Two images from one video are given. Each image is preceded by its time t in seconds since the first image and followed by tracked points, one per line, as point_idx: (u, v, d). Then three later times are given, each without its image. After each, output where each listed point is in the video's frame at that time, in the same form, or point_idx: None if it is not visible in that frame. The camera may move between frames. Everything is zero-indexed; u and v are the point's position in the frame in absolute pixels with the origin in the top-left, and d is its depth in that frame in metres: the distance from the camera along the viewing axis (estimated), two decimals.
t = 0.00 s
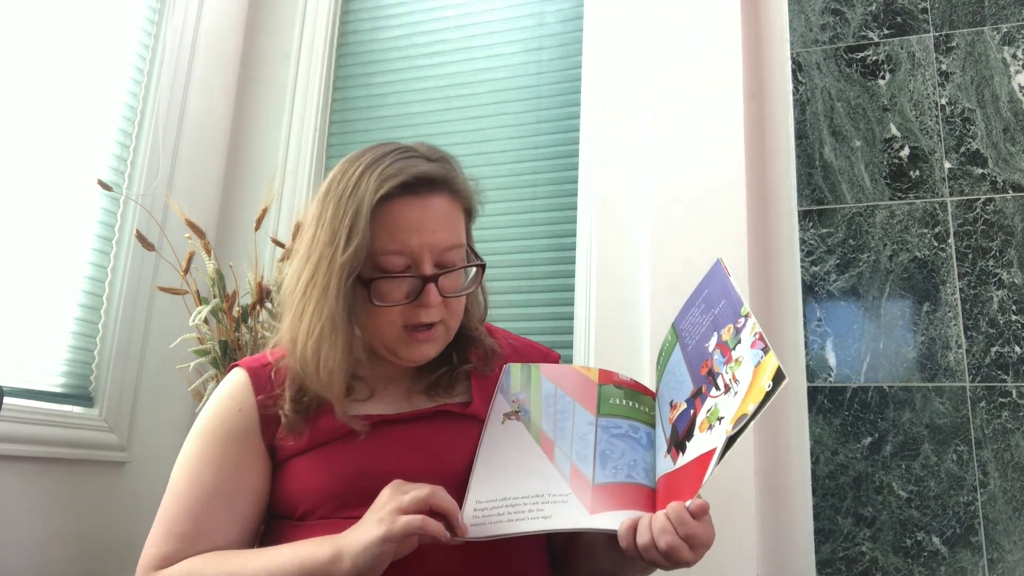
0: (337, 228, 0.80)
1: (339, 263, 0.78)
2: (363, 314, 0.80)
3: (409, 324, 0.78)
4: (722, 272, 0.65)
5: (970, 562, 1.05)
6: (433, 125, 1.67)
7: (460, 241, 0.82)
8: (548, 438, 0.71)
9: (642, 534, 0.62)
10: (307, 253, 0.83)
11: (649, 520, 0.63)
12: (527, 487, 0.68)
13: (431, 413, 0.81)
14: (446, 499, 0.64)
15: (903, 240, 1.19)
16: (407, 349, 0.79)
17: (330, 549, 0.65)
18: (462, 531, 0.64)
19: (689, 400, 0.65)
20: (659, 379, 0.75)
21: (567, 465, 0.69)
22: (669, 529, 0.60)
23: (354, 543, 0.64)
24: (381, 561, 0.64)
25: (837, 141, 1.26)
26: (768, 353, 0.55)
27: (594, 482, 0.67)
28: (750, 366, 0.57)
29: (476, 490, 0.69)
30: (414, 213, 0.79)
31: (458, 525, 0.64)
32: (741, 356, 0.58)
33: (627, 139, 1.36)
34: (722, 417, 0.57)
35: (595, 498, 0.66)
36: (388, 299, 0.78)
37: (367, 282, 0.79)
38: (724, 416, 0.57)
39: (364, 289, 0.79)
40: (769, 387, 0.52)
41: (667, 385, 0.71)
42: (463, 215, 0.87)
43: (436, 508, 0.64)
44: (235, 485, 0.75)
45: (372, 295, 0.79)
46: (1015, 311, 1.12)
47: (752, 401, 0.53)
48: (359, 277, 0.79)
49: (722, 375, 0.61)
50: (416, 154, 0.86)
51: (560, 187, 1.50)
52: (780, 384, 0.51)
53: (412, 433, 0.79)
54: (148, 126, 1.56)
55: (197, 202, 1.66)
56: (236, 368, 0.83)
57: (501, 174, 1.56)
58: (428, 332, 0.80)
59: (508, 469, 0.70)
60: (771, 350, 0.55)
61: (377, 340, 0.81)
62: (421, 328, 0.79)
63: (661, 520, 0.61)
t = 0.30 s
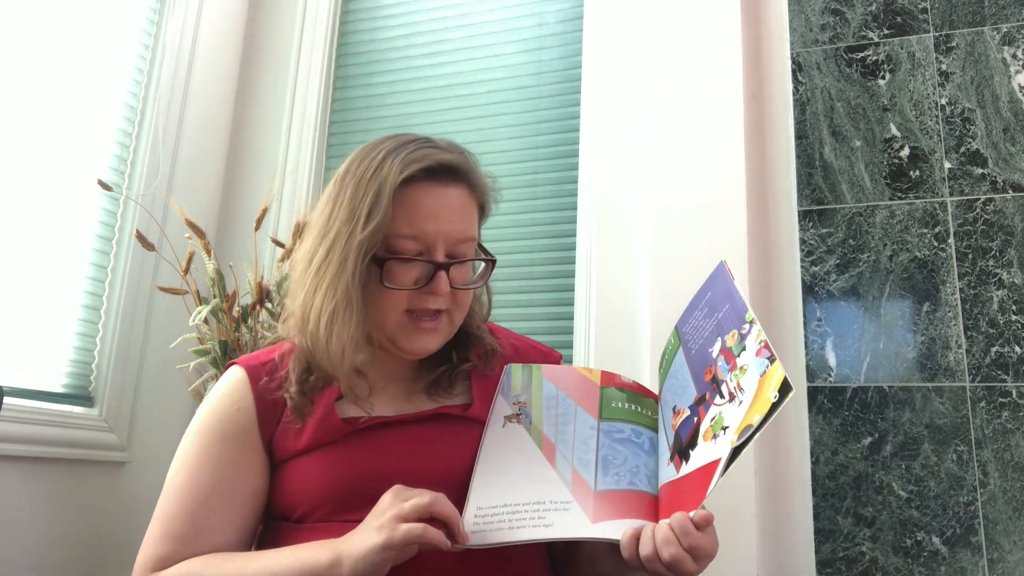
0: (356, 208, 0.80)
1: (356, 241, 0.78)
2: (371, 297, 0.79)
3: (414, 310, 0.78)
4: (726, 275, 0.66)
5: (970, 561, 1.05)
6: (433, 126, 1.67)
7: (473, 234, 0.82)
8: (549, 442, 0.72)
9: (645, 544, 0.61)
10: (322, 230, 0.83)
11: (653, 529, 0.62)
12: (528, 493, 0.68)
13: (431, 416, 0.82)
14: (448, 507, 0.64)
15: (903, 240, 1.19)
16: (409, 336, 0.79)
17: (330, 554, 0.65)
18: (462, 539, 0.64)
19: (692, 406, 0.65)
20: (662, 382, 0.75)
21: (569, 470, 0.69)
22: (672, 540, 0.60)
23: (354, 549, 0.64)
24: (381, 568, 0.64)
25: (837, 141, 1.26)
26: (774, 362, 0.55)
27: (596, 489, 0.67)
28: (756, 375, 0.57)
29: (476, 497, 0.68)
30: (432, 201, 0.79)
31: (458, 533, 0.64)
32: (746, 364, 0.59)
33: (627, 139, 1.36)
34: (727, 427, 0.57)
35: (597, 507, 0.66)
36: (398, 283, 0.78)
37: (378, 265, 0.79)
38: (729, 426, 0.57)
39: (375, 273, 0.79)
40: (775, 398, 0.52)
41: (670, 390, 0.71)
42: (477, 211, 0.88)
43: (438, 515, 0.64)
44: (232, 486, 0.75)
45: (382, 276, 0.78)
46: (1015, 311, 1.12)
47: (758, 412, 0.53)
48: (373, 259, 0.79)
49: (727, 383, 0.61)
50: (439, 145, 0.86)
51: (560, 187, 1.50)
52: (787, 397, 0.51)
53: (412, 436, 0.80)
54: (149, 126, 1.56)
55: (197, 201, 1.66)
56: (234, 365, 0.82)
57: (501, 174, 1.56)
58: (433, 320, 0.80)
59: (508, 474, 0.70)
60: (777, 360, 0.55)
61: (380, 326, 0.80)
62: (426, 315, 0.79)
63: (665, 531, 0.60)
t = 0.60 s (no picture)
0: (370, 206, 0.80)
1: (369, 239, 0.78)
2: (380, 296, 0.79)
3: (422, 311, 0.78)
4: (724, 277, 0.65)
5: (971, 562, 1.05)
6: (433, 126, 1.67)
7: (483, 238, 0.82)
8: (552, 445, 0.72)
9: (645, 548, 0.61)
10: (334, 229, 0.83)
11: (653, 535, 0.62)
12: (530, 496, 0.68)
13: (435, 417, 0.82)
14: (451, 510, 0.64)
15: (903, 240, 1.19)
16: (414, 336, 0.79)
17: (330, 554, 0.65)
18: (464, 542, 0.64)
19: (692, 410, 0.65)
20: (665, 385, 0.75)
21: (571, 474, 0.69)
22: (672, 545, 0.60)
23: (355, 550, 0.64)
24: (382, 569, 0.63)
25: (837, 142, 1.26)
26: (769, 364, 0.55)
27: (598, 493, 0.67)
28: (751, 377, 0.57)
29: (478, 499, 0.68)
30: (446, 202, 0.79)
31: (460, 536, 0.64)
32: (742, 366, 0.59)
33: (627, 140, 1.36)
34: (724, 429, 0.57)
35: (598, 511, 0.66)
36: (407, 283, 0.78)
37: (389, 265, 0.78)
38: (727, 428, 0.57)
39: (385, 272, 0.78)
40: (770, 400, 0.52)
41: (672, 393, 0.71)
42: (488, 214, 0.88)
43: (441, 518, 0.63)
44: (234, 484, 0.75)
45: (392, 276, 0.78)
46: (1016, 311, 1.12)
47: (755, 414, 0.53)
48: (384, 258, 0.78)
49: (725, 385, 0.61)
50: (452, 148, 0.87)
51: (560, 187, 1.50)
52: (781, 398, 0.51)
53: (415, 437, 0.80)
54: (148, 126, 1.56)
55: (197, 201, 1.66)
56: (238, 362, 0.82)
57: (501, 174, 1.56)
58: (439, 321, 0.80)
59: (511, 477, 0.70)
60: (771, 361, 0.55)
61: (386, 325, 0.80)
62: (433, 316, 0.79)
63: (664, 535, 0.61)
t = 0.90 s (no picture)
0: (379, 203, 0.80)
1: (379, 236, 0.78)
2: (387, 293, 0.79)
3: (428, 308, 0.78)
4: (734, 285, 0.66)
5: (970, 561, 1.05)
6: (433, 126, 1.67)
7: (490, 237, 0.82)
8: (555, 449, 0.72)
9: (649, 557, 0.61)
10: (344, 226, 0.83)
11: (657, 542, 0.62)
12: (534, 499, 0.68)
13: (438, 418, 0.82)
14: (456, 514, 0.64)
15: (903, 240, 1.19)
16: (420, 333, 0.79)
17: (334, 553, 0.65)
18: (468, 545, 0.64)
19: (699, 417, 0.65)
20: (669, 391, 0.75)
21: (575, 478, 0.69)
22: (676, 553, 0.59)
23: (358, 551, 0.64)
24: (385, 570, 0.64)
25: (837, 142, 1.26)
26: (781, 376, 0.55)
27: (602, 498, 0.67)
28: (763, 389, 0.57)
29: (482, 502, 0.68)
30: (453, 200, 0.80)
31: (464, 539, 0.64)
32: (753, 377, 0.59)
33: (628, 140, 1.36)
34: (733, 440, 0.58)
35: (601, 515, 0.66)
36: (414, 280, 0.78)
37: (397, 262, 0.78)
38: (735, 439, 0.57)
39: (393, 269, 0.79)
40: (782, 413, 0.53)
41: (677, 400, 0.71)
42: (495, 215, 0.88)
43: (446, 522, 0.63)
44: (238, 481, 0.75)
45: (399, 273, 0.78)
46: (1015, 311, 1.12)
47: (765, 425, 0.54)
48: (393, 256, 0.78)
49: (734, 395, 0.61)
50: (461, 149, 0.87)
51: (560, 187, 1.50)
52: (794, 412, 0.51)
53: (419, 438, 0.80)
54: (148, 126, 1.56)
55: (196, 201, 1.66)
56: (243, 360, 0.82)
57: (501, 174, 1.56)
58: (445, 319, 0.80)
59: (515, 479, 0.70)
60: (784, 374, 0.55)
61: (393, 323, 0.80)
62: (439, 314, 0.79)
63: (669, 543, 0.60)
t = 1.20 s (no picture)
0: (379, 205, 0.80)
1: (378, 236, 0.78)
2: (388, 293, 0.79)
3: (428, 309, 0.78)
4: (734, 286, 0.66)
5: (971, 562, 1.05)
6: (433, 126, 1.67)
7: (490, 237, 0.82)
8: (556, 449, 0.72)
9: (650, 555, 0.61)
10: (344, 229, 0.83)
11: (659, 540, 0.62)
12: (534, 497, 0.68)
13: (439, 418, 0.82)
14: (456, 514, 0.64)
15: (903, 240, 1.19)
16: (421, 332, 0.79)
17: (335, 553, 0.65)
18: (469, 543, 0.64)
19: (699, 417, 0.65)
20: (668, 393, 0.75)
21: (576, 477, 0.69)
22: (678, 551, 0.59)
23: (359, 550, 0.64)
24: (385, 570, 0.64)
25: (837, 142, 1.26)
26: (783, 376, 0.55)
27: (603, 497, 0.67)
28: (764, 388, 0.57)
29: (482, 500, 0.68)
30: (453, 200, 0.80)
31: (465, 538, 0.64)
32: (755, 376, 0.59)
33: (627, 140, 1.36)
34: (734, 438, 0.58)
35: (602, 514, 0.65)
36: (414, 280, 0.78)
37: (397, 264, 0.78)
38: (737, 437, 0.57)
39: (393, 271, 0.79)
40: (784, 411, 0.53)
41: (677, 400, 0.71)
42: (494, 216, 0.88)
43: (446, 522, 0.63)
44: (240, 480, 0.75)
45: (399, 274, 0.78)
46: (1015, 311, 1.12)
47: (767, 424, 0.54)
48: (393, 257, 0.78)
49: (735, 395, 0.61)
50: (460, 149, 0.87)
51: (560, 187, 1.50)
52: (796, 410, 0.51)
53: (421, 437, 0.80)
54: (148, 126, 1.56)
55: (196, 201, 1.66)
56: (245, 359, 0.82)
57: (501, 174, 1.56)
58: (446, 319, 0.80)
59: (515, 477, 0.70)
60: (786, 373, 0.55)
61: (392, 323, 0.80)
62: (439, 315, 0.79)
63: (670, 540, 0.60)
